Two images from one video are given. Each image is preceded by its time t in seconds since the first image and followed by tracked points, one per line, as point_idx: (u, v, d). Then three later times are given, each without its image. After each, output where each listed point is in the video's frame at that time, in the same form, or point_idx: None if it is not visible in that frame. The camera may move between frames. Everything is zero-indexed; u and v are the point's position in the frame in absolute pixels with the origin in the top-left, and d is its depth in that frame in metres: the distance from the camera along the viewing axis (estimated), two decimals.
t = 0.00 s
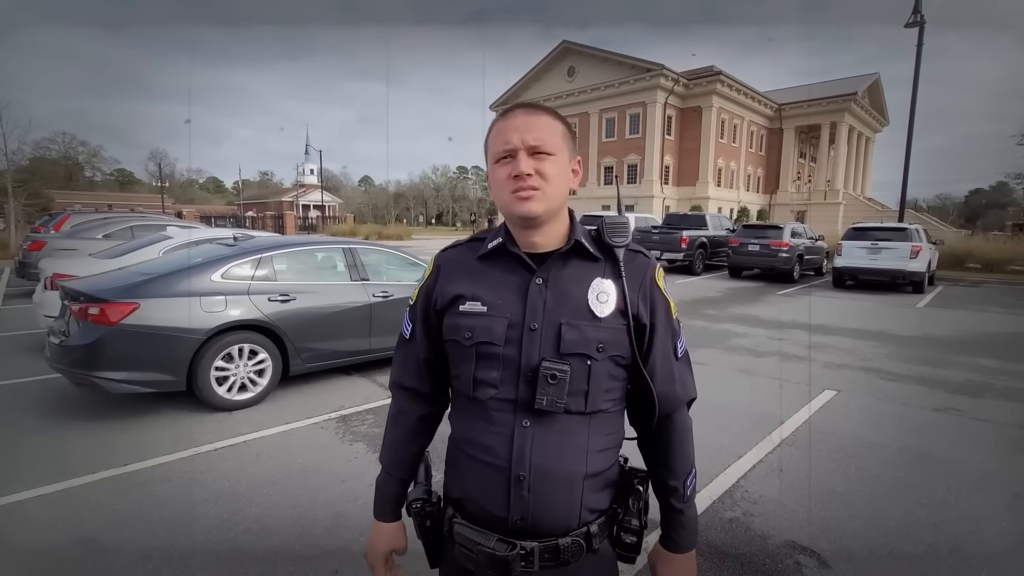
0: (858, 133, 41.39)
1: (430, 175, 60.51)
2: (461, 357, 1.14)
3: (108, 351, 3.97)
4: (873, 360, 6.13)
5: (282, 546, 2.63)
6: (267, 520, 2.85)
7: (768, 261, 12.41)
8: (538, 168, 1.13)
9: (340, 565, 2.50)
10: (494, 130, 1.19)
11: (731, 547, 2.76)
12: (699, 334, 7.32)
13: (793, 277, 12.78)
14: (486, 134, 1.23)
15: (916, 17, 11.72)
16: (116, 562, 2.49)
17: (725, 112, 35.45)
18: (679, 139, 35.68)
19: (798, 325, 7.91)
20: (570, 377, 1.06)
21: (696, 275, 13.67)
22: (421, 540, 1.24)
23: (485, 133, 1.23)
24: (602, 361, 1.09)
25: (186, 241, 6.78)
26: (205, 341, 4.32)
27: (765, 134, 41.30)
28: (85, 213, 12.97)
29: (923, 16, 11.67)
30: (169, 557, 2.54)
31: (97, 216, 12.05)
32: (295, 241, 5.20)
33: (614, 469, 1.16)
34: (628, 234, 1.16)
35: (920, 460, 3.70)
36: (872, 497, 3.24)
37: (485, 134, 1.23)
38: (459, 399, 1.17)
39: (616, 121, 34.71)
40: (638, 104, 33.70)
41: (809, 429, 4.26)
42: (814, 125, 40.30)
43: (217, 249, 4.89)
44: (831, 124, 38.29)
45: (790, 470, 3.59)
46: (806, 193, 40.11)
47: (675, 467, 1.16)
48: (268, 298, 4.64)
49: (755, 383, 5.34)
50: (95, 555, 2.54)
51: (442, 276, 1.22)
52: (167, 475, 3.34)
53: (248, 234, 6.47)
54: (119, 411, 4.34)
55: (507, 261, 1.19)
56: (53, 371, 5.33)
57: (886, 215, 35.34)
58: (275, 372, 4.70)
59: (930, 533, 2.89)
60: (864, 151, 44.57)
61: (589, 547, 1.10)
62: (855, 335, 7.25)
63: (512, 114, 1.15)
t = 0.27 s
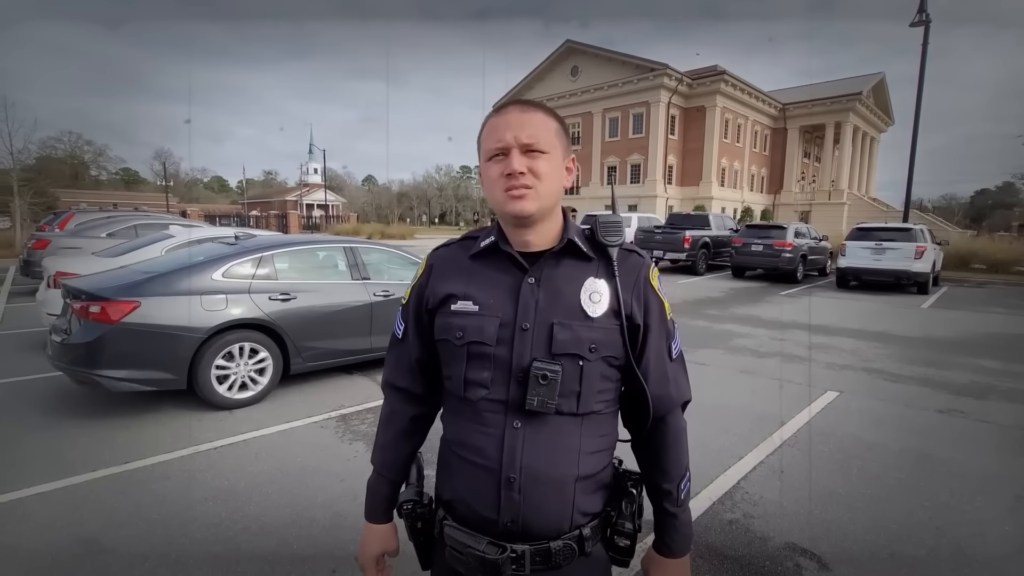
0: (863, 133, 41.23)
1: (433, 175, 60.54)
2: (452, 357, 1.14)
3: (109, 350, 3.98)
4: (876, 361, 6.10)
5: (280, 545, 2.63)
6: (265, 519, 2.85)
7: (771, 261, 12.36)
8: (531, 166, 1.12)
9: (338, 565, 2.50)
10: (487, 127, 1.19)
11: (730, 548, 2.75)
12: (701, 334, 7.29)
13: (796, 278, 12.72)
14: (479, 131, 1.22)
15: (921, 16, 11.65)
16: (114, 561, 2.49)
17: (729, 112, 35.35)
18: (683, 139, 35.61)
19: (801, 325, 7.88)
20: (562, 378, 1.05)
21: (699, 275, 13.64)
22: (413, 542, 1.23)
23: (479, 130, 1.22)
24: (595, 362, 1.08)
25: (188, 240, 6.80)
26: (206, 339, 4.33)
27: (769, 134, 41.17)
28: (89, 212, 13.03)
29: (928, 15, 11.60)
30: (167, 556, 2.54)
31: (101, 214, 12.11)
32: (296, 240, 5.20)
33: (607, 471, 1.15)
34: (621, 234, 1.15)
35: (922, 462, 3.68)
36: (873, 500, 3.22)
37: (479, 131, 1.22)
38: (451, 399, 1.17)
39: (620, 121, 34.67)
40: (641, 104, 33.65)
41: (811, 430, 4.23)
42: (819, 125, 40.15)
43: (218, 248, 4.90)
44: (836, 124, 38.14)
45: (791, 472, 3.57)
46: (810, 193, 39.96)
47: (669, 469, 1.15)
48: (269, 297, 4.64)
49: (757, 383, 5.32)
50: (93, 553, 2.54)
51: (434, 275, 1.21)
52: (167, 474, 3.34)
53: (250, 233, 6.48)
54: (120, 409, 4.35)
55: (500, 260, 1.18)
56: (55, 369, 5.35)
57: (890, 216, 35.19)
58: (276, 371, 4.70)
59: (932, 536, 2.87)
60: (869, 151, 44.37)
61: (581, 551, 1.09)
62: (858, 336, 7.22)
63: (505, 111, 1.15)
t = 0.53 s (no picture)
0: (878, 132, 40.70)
1: (444, 174, 60.69)
2: (454, 357, 1.14)
3: (123, 348, 4.04)
4: (890, 362, 6.01)
5: (288, 544, 2.65)
6: (274, 518, 2.87)
7: (783, 262, 12.24)
8: (534, 165, 1.12)
9: (345, 563, 2.51)
10: (491, 125, 1.19)
11: (738, 552, 2.72)
12: (711, 335, 7.24)
13: (808, 278, 12.58)
14: (483, 130, 1.22)
15: (938, 12, 11.47)
16: (126, 557, 2.53)
17: (741, 110, 35.06)
18: (694, 138, 35.38)
19: (813, 326, 7.79)
20: (564, 379, 1.05)
21: (709, 275, 13.54)
22: (416, 542, 1.24)
23: (482, 129, 1.22)
24: (597, 363, 1.07)
25: (201, 239, 6.88)
26: (217, 338, 4.38)
27: (782, 133, 40.77)
28: (106, 213, 13.24)
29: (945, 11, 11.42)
30: (177, 552, 2.57)
31: (117, 215, 12.30)
32: (306, 240, 5.24)
33: (610, 474, 1.15)
34: (625, 234, 1.15)
35: (937, 467, 3.62)
36: (886, 504, 3.18)
37: (482, 130, 1.22)
38: (453, 400, 1.17)
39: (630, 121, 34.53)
40: (652, 103, 33.48)
41: (823, 433, 4.19)
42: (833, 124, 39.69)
43: (230, 248, 4.95)
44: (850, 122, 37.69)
45: (801, 474, 3.53)
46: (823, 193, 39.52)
47: (672, 472, 1.15)
48: (279, 296, 4.68)
49: (767, 385, 5.27)
50: (106, 549, 2.58)
51: (437, 275, 1.22)
52: (178, 471, 3.38)
53: (261, 233, 6.54)
54: (134, 407, 4.42)
55: (502, 260, 1.18)
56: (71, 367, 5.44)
57: (906, 215, 34.70)
58: (286, 369, 4.74)
59: (946, 541, 2.82)
60: (884, 150, 43.76)
61: (583, 553, 1.09)
62: (872, 337, 7.12)
63: (509, 109, 1.15)
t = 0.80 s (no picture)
0: (888, 132, 40.34)
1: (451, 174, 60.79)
2: (454, 354, 1.15)
3: (132, 345, 4.08)
4: (898, 365, 5.96)
5: (292, 540, 2.67)
6: (279, 514, 2.89)
7: (791, 263, 12.17)
8: (535, 165, 1.13)
9: (348, 560, 2.53)
10: (492, 124, 1.19)
11: (741, 553, 2.72)
12: (717, 336, 7.21)
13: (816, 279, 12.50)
14: (484, 128, 1.22)
15: (950, 11, 11.37)
16: (132, 551, 2.56)
17: (750, 110, 34.87)
18: (702, 138, 35.24)
19: (821, 328, 7.74)
20: (562, 377, 1.06)
21: (716, 276, 13.48)
22: (415, 538, 1.25)
23: (483, 127, 1.22)
24: (595, 361, 1.08)
25: (210, 238, 6.94)
26: (224, 336, 4.41)
27: (791, 133, 40.51)
28: (117, 212, 13.38)
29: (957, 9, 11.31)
30: (183, 548, 2.60)
31: (128, 214, 12.44)
32: (314, 239, 5.28)
33: (609, 472, 1.15)
34: (624, 233, 1.15)
35: (945, 470, 3.59)
36: (892, 507, 3.15)
37: (483, 128, 1.22)
38: (453, 397, 1.18)
39: (638, 121, 34.46)
40: (659, 103, 33.39)
41: (829, 435, 4.16)
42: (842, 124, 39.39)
43: (238, 246, 4.99)
44: (860, 122, 37.39)
45: (806, 476, 3.51)
46: (832, 194, 39.22)
47: (672, 472, 1.15)
48: (286, 294, 4.71)
49: (773, 386, 5.24)
50: (113, 543, 2.62)
51: (437, 272, 1.23)
52: (185, 467, 3.41)
53: (269, 232, 6.59)
54: (143, 404, 4.47)
55: (502, 258, 1.19)
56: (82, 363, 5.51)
57: (916, 216, 34.36)
58: (292, 367, 4.77)
59: (953, 546, 2.80)
60: (894, 151, 43.37)
61: (581, 552, 1.09)
62: (880, 339, 7.07)
63: (510, 108, 1.15)
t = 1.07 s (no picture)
0: (898, 131, 39.95)
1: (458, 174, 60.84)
2: (448, 353, 1.15)
3: (139, 342, 4.12)
4: (906, 366, 5.90)
5: (295, 537, 2.67)
6: (281, 511, 2.90)
7: (798, 263, 12.08)
8: (530, 159, 1.12)
9: (349, 558, 2.53)
10: (487, 118, 1.18)
11: (744, 555, 2.70)
12: (723, 336, 7.17)
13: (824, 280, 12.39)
14: (479, 123, 1.22)
15: (961, 8, 11.25)
16: (136, 547, 2.58)
17: (758, 110, 34.65)
18: (709, 137, 35.06)
19: (828, 329, 7.68)
20: (555, 376, 1.05)
21: (723, 276, 13.40)
22: (409, 537, 1.25)
23: (478, 121, 1.22)
24: (590, 360, 1.07)
25: (217, 237, 6.99)
26: (230, 333, 4.44)
27: (800, 132, 40.20)
28: (126, 211, 13.50)
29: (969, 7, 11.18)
30: (186, 543, 2.62)
31: (138, 213, 12.55)
32: (319, 237, 5.30)
33: (604, 472, 1.14)
34: (620, 230, 1.14)
35: (952, 473, 3.55)
36: (898, 510, 3.12)
37: (478, 123, 1.22)
38: (447, 395, 1.17)
39: (645, 120, 34.34)
40: (666, 102, 33.25)
41: (835, 436, 4.12)
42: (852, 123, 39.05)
43: (244, 245, 5.02)
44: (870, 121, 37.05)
45: (811, 478, 3.48)
46: (842, 193, 38.89)
47: (667, 473, 1.14)
48: (291, 293, 4.74)
49: (779, 387, 5.20)
50: (117, 538, 2.64)
51: (432, 270, 1.23)
52: (190, 463, 3.44)
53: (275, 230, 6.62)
54: (149, 400, 4.50)
55: (496, 256, 1.19)
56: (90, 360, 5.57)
57: (927, 217, 33.98)
58: (297, 365, 4.79)
59: (960, 549, 2.76)
60: (905, 150, 42.93)
61: (575, 552, 1.08)
62: (888, 341, 7.00)
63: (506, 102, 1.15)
